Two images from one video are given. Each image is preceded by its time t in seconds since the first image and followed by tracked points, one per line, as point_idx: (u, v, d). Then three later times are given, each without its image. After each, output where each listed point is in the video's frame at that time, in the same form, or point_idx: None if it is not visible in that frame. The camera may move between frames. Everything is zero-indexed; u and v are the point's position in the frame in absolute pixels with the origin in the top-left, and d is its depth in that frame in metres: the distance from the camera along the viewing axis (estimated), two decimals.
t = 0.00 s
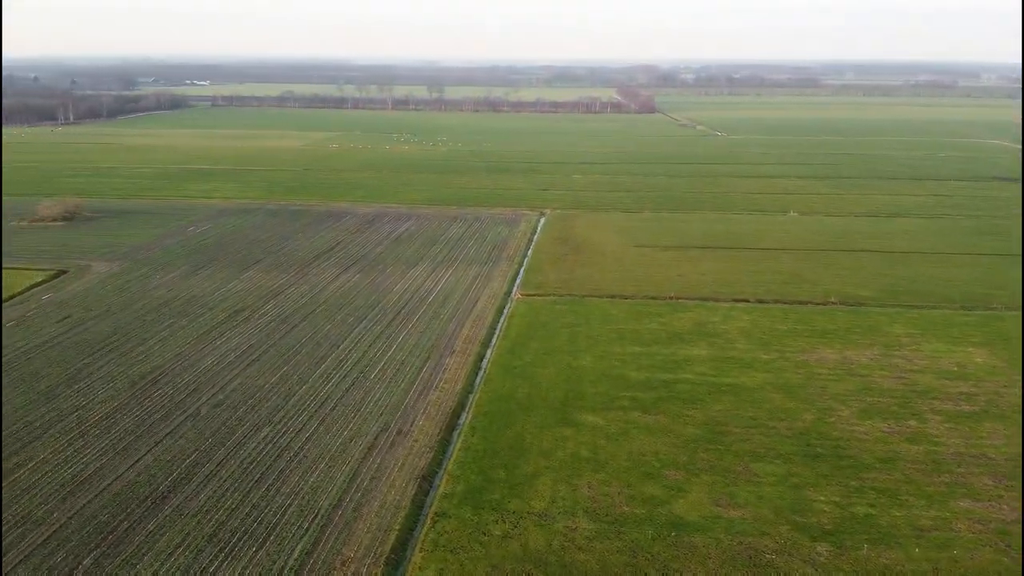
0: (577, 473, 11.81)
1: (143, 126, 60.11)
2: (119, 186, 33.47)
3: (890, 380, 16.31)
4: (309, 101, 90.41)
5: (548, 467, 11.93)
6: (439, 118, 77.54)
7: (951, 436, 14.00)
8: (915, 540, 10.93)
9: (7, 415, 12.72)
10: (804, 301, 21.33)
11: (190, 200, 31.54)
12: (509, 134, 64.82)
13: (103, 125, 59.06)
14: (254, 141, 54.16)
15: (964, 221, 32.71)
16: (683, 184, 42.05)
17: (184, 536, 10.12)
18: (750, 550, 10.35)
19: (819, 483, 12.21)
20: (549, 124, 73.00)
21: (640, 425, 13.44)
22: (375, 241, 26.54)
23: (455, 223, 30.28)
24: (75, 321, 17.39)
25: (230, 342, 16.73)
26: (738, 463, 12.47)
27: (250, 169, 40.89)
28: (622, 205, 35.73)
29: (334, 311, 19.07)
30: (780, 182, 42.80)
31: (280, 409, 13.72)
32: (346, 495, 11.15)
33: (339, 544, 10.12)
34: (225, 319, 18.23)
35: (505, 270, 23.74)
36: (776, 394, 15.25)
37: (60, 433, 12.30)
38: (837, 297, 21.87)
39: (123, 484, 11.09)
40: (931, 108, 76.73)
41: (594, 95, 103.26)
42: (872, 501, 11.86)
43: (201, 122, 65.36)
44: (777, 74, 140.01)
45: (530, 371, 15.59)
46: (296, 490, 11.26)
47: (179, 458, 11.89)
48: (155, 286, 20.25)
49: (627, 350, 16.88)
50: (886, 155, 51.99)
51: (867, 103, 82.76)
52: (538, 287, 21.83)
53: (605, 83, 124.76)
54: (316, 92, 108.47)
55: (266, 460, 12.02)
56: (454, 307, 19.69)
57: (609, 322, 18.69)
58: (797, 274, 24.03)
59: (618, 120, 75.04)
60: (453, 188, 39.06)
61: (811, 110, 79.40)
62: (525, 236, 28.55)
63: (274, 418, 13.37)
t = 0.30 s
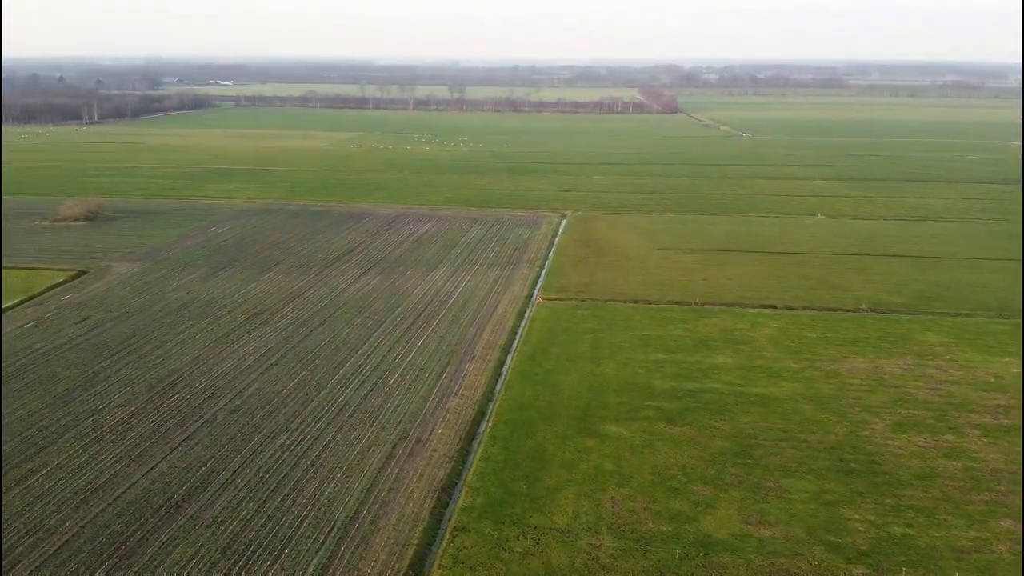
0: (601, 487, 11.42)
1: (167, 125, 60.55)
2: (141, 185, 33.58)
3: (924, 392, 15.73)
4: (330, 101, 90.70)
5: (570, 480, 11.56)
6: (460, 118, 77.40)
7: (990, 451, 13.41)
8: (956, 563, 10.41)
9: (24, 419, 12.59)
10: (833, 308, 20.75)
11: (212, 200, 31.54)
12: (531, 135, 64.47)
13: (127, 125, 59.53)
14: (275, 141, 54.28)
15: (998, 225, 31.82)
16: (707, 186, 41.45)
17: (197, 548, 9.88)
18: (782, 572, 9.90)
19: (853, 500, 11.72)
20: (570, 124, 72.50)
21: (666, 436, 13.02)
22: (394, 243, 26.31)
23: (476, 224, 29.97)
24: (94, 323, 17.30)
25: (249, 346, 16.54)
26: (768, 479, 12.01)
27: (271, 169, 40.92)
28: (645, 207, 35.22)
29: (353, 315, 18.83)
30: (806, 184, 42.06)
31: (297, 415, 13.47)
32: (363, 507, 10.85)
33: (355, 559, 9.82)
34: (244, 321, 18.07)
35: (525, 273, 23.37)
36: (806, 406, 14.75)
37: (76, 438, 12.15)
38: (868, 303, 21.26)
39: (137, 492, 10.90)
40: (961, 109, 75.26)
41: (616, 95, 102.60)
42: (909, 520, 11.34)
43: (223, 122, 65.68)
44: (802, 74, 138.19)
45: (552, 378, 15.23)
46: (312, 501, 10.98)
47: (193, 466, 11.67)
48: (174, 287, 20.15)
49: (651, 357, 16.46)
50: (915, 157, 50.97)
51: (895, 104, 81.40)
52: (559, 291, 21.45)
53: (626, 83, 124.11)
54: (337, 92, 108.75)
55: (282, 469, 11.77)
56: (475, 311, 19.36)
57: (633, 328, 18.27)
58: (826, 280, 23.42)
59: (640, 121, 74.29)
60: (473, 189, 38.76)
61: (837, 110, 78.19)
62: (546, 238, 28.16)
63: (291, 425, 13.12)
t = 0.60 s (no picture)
0: (626, 502, 11.04)
1: (190, 125, 60.98)
2: (163, 186, 33.71)
3: (962, 404, 15.14)
4: (352, 101, 90.97)
5: (594, 494, 11.19)
6: (481, 118, 77.26)
7: None
8: None
9: (40, 423, 12.47)
10: (864, 315, 20.17)
11: (233, 201, 31.54)
12: (552, 135, 64.12)
13: (152, 125, 60.02)
14: (297, 142, 54.42)
15: None
16: (731, 188, 40.84)
17: (211, 561, 9.63)
18: None
19: (889, 520, 11.21)
20: (592, 125, 71.92)
21: (693, 449, 12.60)
22: (415, 245, 26.07)
23: (497, 226, 29.65)
24: (113, 324, 17.21)
25: (267, 349, 16.33)
26: (800, 496, 11.55)
27: (293, 170, 40.95)
28: (668, 210, 34.68)
29: (372, 318, 18.58)
30: (833, 187, 41.27)
31: (315, 422, 13.20)
32: (380, 519, 10.54)
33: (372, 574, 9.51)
34: (263, 324, 17.88)
35: (547, 276, 23.01)
36: (838, 419, 14.25)
37: (91, 443, 11.99)
38: (900, 311, 20.63)
39: (151, 501, 10.69)
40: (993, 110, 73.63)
41: (638, 96, 101.88)
42: (949, 541, 10.81)
43: (245, 123, 66.00)
44: (828, 74, 136.19)
45: (575, 386, 14.86)
46: (328, 512, 10.70)
47: (209, 473, 11.44)
48: (194, 289, 20.05)
49: (677, 366, 16.03)
50: (945, 159, 49.87)
51: (924, 104, 79.84)
52: (581, 295, 21.05)
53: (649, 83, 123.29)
54: (359, 92, 109.05)
55: (299, 478, 11.50)
56: (496, 316, 19.05)
57: (657, 335, 17.86)
58: (856, 286, 22.81)
59: (662, 121, 73.55)
60: (494, 190, 38.44)
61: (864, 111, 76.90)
62: (567, 241, 27.77)
63: (308, 432, 12.86)
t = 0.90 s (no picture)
0: (652, 519, 10.65)
1: (212, 125, 61.29)
2: (185, 186, 33.76)
3: (1001, 417, 14.55)
4: (374, 101, 91.12)
5: (619, 510, 10.81)
6: (502, 118, 77.00)
7: None
8: None
9: (55, 428, 12.31)
10: (896, 323, 19.57)
11: (254, 201, 31.48)
12: (573, 136, 63.66)
13: (175, 125, 60.39)
14: (318, 142, 54.44)
15: None
16: (755, 190, 40.16)
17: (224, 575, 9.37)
18: None
19: (928, 541, 10.71)
20: (614, 125, 71.35)
21: (721, 464, 12.18)
22: (435, 247, 25.79)
23: (518, 228, 29.33)
24: (131, 327, 17.09)
25: (285, 354, 16.11)
26: (833, 515, 11.09)
27: (313, 170, 40.91)
28: (691, 212, 34.14)
29: (392, 322, 18.31)
30: (860, 189, 40.45)
31: (332, 430, 12.92)
32: (398, 534, 10.22)
33: None
34: (282, 328, 17.67)
35: (568, 280, 22.63)
36: (871, 433, 13.74)
37: (106, 450, 11.80)
38: (934, 319, 19.99)
39: (165, 512, 10.46)
40: None
41: (661, 96, 101.01)
42: (991, 564, 10.30)
43: (267, 123, 66.23)
44: (852, 73, 134.50)
45: (598, 395, 14.48)
46: (345, 525, 10.41)
47: (224, 482, 11.21)
48: (213, 291, 19.91)
49: (703, 375, 15.59)
50: (976, 161, 48.75)
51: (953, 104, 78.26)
52: (604, 300, 20.65)
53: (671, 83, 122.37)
54: (380, 92, 109.25)
55: (315, 488, 11.22)
56: (516, 321, 18.71)
57: (683, 342, 17.43)
58: (887, 292, 22.19)
59: (685, 122, 72.83)
60: (515, 192, 38.11)
61: (891, 112, 75.57)
62: (589, 244, 27.36)
63: (326, 440, 12.59)
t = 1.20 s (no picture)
0: (679, 537, 10.27)
1: (235, 125, 61.59)
2: (206, 186, 33.81)
3: None
4: (395, 102, 91.17)
5: (644, 527, 10.44)
6: (523, 119, 76.67)
7: None
8: None
9: (71, 433, 12.15)
10: (929, 331, 18.97)
11: (275, 202, 31.43)
12: (595, 137, 63.18)
13: (199, 125, 60.76)
14: (339, 142, 54.45)
15: None
16: (782, 192, 39.45)
17: None
18: None
19: (968, 563, 10.21)
20: (636, 126, 70.75)
21: (750, 480, 11.75)
22: (456, 250, 25.53)
23: (540, 231, 28.98)
24: (149, 329, 16.97)
25: (303, 359, 15.88)
26: (869, 536, 10.63)
27: (334, 171, 40.86)
28: (716, 215, 33.59)
29: (411, 327, 18.04)
30: (889, 192, 39.59)
31: (350, 439, 12.64)
32: (416, 549, 9.91)
33: None
34: (300, 331, 17.47)
35: (590, 284, 22.24)
36: (906, 447, 13.24)
37: (121, 457, 11.60)
38: (969, 327, 19.35)
39: (179, 522, 10.22)
40: None
41: (684, 97, 100.08)
42: None
43: (290, 123, 66.48)
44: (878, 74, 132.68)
45: (623, 404, 14.12)
46: (362, 538, 10.12)
47: (240, 492, 10.96)
48: (233, 293, 19.78)
49: (731, 386, 15.18)
50: (1009, 164, 47.56)
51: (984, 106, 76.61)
52: (627, 305, 20.24)
53: (694, 83, 121.32)
54: (401, 93, 109.44)
55: (332, 499, 10.94)
56: (538, 326, 18.36)
57: (709, 350, 17.00)
58: (920, 299, 21.55)
59: (708, 122, 72.05)
60: (536, 193, 37.78)
61: (920, 112, 74.11)
62: (611, 247, 26.95)
63: (343, 448, 12.32)
